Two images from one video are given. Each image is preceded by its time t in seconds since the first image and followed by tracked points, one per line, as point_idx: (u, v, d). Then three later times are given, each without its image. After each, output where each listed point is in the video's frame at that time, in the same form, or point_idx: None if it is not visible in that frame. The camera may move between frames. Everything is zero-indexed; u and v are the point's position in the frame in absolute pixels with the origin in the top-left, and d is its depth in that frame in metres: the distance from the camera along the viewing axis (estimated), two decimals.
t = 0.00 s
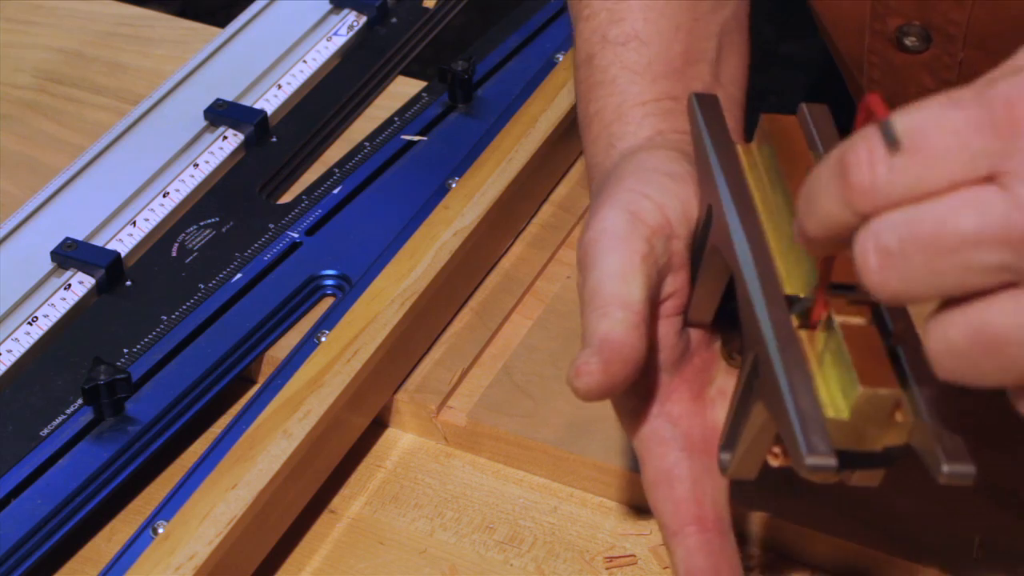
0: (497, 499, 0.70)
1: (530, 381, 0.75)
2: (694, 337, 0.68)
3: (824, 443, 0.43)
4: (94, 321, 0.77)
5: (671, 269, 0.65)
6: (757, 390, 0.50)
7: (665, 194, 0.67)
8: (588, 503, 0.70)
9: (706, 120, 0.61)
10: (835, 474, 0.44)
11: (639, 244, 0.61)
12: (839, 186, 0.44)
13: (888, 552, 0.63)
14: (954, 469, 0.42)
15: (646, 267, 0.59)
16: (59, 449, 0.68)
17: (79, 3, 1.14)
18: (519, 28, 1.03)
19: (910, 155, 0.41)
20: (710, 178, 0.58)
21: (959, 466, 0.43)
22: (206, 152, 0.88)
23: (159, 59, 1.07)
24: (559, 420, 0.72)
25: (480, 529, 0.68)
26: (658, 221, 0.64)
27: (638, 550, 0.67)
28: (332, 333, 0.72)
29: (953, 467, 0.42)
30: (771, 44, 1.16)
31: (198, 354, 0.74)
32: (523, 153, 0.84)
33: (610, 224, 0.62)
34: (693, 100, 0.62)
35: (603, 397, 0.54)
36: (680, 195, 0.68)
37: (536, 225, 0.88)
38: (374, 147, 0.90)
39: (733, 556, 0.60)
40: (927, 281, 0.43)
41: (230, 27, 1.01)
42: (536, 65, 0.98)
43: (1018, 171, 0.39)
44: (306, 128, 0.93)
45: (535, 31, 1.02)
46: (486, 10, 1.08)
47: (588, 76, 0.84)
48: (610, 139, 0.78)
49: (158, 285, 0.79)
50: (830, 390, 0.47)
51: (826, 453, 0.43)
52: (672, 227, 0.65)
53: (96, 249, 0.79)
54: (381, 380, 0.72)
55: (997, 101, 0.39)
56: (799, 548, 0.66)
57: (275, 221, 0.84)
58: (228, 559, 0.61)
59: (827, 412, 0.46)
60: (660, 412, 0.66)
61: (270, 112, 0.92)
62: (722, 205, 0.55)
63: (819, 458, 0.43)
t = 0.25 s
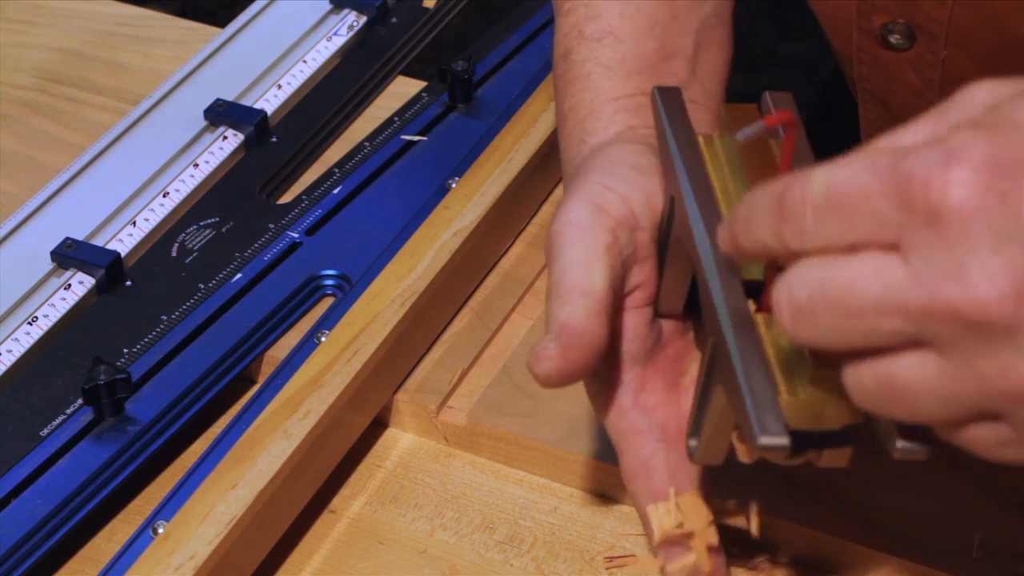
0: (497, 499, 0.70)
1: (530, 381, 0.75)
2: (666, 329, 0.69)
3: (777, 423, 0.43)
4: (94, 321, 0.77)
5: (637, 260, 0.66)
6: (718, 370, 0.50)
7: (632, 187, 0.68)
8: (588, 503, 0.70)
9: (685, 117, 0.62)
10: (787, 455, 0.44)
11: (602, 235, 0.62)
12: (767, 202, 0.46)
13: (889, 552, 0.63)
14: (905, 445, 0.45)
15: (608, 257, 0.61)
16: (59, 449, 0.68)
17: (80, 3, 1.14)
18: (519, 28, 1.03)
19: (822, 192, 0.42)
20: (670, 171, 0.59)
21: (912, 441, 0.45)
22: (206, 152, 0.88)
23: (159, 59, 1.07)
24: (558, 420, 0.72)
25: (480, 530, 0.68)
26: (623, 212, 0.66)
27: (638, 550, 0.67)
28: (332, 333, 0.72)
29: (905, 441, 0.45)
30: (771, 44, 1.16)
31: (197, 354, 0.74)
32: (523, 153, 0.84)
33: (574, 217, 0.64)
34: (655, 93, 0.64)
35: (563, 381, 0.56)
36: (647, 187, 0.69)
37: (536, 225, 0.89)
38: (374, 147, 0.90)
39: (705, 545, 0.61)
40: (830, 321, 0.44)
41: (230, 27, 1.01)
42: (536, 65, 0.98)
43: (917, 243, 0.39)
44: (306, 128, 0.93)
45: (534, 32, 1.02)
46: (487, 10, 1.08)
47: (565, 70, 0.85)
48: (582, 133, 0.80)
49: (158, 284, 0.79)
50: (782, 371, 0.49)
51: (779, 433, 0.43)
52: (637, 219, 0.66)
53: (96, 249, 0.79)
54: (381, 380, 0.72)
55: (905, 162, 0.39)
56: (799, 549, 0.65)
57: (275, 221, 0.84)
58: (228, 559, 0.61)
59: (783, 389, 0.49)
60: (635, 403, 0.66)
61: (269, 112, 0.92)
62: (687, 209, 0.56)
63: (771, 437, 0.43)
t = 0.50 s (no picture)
0: (497, 499, 0.70)
1: (529, 381, 0.75)
2: (656, 320, 0.69)
3: (772, 419, 0.43)
4: (94, 321, 0.77)
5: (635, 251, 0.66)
6: (711, 365, 0.50)
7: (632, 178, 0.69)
8: (588, 503, 0.70)
9: (684, 114, 0.62)
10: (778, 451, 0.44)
11: (604, 225, 0.62)
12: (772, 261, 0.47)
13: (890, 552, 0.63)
14: (898, 447, 0.44)
15: (610, 246, 0.61)
16: (59, 449, 0.68)
17: (80, 3, 1.14)
18: (519, 28, 1.03)
19: (835, 254, 0.43)
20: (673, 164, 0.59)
21: (903, 443, 0.44)
22: (206, 152, 0.88)
23: (159, 59, 1.07)
24: (559, 420, 0.72)
25: (480, 530, 0.68)
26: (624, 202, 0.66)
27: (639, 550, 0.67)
28: (332, 333, 0.72)
29: (899, 443, 0.44)
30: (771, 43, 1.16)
31: (198, 354, 0.74)
32: (523, 152, 0.84)
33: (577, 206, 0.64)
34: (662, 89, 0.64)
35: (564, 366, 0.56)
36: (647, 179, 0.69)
37: (536, 225, 0.89)
38: (375, 147, 0.90)
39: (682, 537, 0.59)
40: (891, 364, 0.44)
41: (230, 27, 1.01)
42: (536, 65, 0.98)
43: (955, 278, 0.40)
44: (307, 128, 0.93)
45: (535, 32, 1.02)
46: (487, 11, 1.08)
47: (562, 61, 0.86)
48: (580, 123, 0.80)
49: (157, 285, 0.79)
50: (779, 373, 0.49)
51: (773, 430, 0.43)
52: (637, 210, 0.67)
53: (96, 249, 0.79)
54: (381, 380, 0.72)
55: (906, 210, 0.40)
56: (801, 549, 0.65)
57: (275, 221, 0.84)
58: (228, 558, 0.61)
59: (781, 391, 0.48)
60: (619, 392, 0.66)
61: (269, 112, 0.92)
62: (686, 206, 0.55)
63: (765, 433, 0.42)
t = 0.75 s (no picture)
0: (497, 499, 0.70)
1: (530, 381, 0.75)
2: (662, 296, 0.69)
3: (824, 394, 0.42)
4: (94, 320, 0.77)
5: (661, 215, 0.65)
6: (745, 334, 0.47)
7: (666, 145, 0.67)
8: (588, 503, 0.70)
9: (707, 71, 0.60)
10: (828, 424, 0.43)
11: (635, 184, 0.61)
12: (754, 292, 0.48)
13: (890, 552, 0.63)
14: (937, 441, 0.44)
15: (637, 207, 0.60)
16: (59, 449, 0.68)
17: (80, 3, 1.14)
18: (519, 28, 1.03)
19: (821, 275, 0.44)
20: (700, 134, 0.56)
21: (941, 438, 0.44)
22: (206, 152, 0.88)
23: (159, 59, 1.07)
24: (559, 420, 0.72)
25: (480, 529, 0.68)
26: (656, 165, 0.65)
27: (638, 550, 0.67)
28: (332, 333, 0.72)
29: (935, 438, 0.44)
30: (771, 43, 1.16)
31: (198, 354, 0.74)
32: (523, 152, 0.84)
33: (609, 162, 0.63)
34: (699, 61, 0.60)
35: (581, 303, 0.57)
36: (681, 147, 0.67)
37: (536, 225, 0.89)
38: (375, 147, 0.90)
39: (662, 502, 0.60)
40: (887, 382, 0.44)
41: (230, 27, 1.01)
42: (536, 65, 0.98)
43: (933, 293, 0.41)
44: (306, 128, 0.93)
45: (535, 32, 1.02)
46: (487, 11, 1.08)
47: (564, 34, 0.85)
48: (591, 95, 0.78)
49: (158, 284, 0.79)
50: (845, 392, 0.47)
51: (826, 404, 0.41)
52: (668, 175, 0.65)
53: (96, 249, 0.79)
54: (381, 380, 0.72)
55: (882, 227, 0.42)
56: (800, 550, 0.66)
57: (275, 221, 0.84)
58: (228, 558, 0.61)
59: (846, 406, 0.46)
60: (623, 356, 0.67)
61: (270, 112, 0.92)
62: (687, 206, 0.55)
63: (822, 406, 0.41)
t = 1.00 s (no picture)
0: (497, 499, 0.70)
1: (530, 381, 0.75)
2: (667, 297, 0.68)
3: (833, 409, 0.41)
4: (94, 320, 0.77)
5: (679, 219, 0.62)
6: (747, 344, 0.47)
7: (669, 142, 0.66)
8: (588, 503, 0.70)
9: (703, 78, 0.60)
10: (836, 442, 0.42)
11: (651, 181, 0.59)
12: (813, 227, 0.46)
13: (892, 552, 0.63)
14: (940, 465, 0.41)
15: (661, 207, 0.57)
16: (59, 449, 0.68)
17: (80, 3, 1.14)
18: (520, 28, 1.03)
19: (895, 220, 0.42)
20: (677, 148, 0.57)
21: (946, 461, 0.41)
22: (206, 152, 0.88)
23: (159, 59, 1.07)
24: (559, 420, 0.72)
25: (480, 530, 0.68)
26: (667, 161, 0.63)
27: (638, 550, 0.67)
28: (332, 333, 0.72)
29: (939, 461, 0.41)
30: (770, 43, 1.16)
31: (198, 354, 0.74)
32: (523, 152, 0.84)
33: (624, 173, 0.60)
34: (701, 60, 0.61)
35: (637, 311, 0.52)
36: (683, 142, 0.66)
37: (537, 225, 0.89)
38: (375, 147, 0.90)
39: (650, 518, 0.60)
40: (937, 328, 0.46)
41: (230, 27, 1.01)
42: (536, 64, 0.98)
43: (1019, 244, 0.41)
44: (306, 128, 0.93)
45: (535, 32, 1.02)
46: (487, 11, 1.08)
47: (564, 25, 0.85)
48: (590, 86, 0.79)
49: (158, 285, 0.79)
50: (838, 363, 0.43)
51: (835, 421, 0.41)
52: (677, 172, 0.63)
53: (96, 249, 0.79)
54: (382, 380, 0.72)
55: (962, 176, 0.40)
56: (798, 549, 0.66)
57: (275, 221, 0.84)
58: (229, 558, 0.61)
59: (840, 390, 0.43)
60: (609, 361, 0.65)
61: (270, 112, 0.92)
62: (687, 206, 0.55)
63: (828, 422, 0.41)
